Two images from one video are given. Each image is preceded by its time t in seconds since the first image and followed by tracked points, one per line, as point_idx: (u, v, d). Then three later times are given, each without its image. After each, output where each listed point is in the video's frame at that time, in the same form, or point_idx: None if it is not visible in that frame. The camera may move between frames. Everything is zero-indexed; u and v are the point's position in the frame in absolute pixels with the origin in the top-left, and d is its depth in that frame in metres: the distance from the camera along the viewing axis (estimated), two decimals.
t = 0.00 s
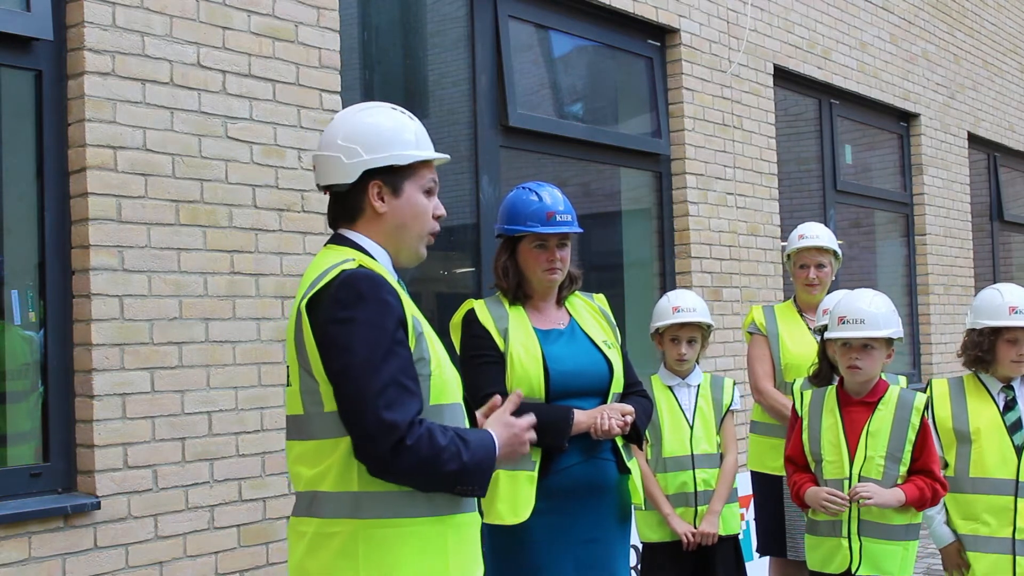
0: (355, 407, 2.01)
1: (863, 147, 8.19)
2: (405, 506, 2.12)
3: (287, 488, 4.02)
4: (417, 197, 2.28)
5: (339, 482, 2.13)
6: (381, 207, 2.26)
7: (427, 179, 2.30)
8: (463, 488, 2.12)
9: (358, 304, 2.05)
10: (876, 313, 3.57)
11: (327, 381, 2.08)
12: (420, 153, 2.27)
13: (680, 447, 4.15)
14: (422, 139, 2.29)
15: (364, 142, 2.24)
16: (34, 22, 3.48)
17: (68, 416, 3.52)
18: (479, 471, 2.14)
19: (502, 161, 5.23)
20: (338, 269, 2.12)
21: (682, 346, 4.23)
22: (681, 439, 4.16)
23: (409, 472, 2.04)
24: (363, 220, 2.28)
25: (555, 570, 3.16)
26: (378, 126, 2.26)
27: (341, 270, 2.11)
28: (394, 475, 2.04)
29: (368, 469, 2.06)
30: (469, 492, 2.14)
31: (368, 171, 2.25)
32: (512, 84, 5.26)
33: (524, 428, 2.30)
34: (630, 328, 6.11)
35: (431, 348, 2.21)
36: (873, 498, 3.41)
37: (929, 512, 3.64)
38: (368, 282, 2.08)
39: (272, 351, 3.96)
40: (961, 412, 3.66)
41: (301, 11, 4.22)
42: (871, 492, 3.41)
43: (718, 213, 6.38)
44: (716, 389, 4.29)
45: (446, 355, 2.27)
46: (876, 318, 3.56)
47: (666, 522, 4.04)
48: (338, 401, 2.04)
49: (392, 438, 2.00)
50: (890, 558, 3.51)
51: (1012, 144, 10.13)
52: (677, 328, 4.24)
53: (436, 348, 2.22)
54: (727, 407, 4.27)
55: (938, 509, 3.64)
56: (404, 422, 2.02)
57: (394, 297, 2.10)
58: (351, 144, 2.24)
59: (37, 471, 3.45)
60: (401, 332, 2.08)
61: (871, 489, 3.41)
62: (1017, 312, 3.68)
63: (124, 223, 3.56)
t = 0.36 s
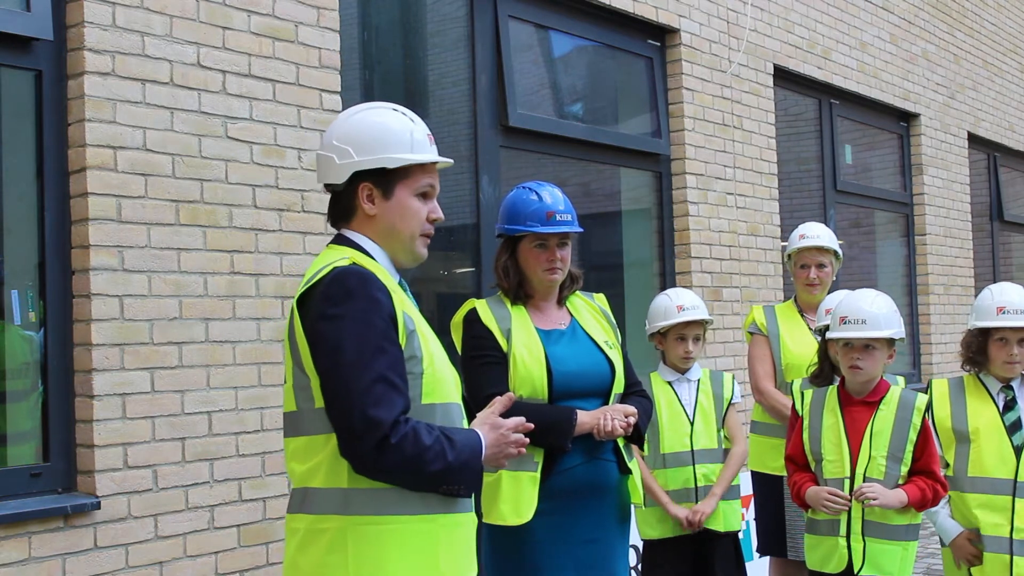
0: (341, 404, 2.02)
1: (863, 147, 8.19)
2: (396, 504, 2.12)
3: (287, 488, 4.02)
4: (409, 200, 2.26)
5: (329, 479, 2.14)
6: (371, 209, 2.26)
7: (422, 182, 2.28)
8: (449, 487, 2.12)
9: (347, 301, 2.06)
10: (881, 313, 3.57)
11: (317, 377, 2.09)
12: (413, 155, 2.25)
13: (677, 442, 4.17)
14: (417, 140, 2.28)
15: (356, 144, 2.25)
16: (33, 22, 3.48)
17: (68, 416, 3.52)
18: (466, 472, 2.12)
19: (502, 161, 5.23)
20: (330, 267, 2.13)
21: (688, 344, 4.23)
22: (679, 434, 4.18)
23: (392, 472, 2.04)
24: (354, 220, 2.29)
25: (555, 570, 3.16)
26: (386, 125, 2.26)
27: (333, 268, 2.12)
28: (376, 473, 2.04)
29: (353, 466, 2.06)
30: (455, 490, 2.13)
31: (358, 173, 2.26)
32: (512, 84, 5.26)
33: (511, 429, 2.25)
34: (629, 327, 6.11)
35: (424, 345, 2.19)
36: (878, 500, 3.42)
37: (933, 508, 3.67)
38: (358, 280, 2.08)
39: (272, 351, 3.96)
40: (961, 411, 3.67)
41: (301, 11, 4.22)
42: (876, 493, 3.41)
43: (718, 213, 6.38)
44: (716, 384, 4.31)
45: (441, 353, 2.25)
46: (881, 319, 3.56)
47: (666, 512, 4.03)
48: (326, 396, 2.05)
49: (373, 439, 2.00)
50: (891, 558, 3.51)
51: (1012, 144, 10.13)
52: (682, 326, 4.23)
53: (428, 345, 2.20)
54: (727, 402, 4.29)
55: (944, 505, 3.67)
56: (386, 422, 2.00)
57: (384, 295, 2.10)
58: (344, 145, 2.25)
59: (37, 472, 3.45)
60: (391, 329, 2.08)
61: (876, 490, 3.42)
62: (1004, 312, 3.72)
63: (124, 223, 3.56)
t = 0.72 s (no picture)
0: (329, 407, 2.02)
1: (863, 147, 8.19)
2: (388, 504, 2.11)
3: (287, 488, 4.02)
4: (400, 200, 2.26)
5: (321, 480, 2.14)
6: (362, 209, 2.27)
7: (414, 182, 2.28)
8: (441, 487, 2.12)
9: (333, 303, 2.06)
10: (881, 314, 3.58)
11: (306, 380, 2.09)
12: (404, 155, 2.25)
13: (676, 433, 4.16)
14: (408, 139, 2.27)
15: (346, 144, 2.25)
16: (33, 22, 3.48)
17: (68, 416, 3.52)
18: (457, 471, 2.12)
19: (502, 161, 5.23)
20: (318, 269, 2.13)
21: (686, 342, 4.22)
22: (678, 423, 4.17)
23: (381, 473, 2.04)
24: (346, 221, 2.30)
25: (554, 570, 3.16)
26: (376, 124, 2.27)
27: (321, 270, 2.12)
28: (367, 475, 2.04)
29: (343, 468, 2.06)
30: (448, 490, 2.13)
31: (349, 173, 2.26)
32: (512, 84, 5.26)
33: (508, 428, 2.25)
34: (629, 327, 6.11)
35: (414, 344, 2.19)
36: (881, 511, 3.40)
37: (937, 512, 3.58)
38: (345, 282, 2.08)
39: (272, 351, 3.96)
40: (960, 411, 3.67)
41: (301, 11, 4.22)
42: (878, 502, 3.40)
43: (718, 213, 6.38)
44: (714, 375, 4.30)
45: (434, 352, 2.25)
46: (881, 319, 3.57)
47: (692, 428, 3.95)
48: (314, 400, 2.05)
49: (361, 441, 2.00)
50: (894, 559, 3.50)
51: (1012, 144, 10.13)
52: (680, 323, 4.23)
53: (419, 344, 2.19)
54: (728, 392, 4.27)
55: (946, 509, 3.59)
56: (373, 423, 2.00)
57: (372, 296, 2.10)
58: (335, 146, 2.26)
59: (37, 471, 3.45)
60: (379, 330, 2.08)
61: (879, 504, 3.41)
62: (993, 311, 3.71)
63: (124, 223, 3.56)
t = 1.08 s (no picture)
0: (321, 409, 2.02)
1: (863, 147, 8.19)
2: (382, 506, 2.11)
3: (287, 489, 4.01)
4: (398, 200, 2.26)
5: (314, 481, 2.14)
6: (360, 209, 2.26)
7: (411, 182, 2.28)
8: (434, 490, 2.12)
9: (325, 306, 2.06)
10: (880, 313, 3.58)
11: (299, 382, 2.09)
12: (402, 155, 2.25)
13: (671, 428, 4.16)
14: (405, 139, 2.27)
15: (343, 143, 2.25)
16: (33, 22, 3.48)
17: (68, 415, 3.52)
18: (449, 474, 2.12)
19: (502, 162, 5.23)
20: (312, 271, 2.13)
21: (682, 345, 4.25)
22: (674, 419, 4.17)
23: (373, 476, 2.03)
24: (343, 220, 2.29)
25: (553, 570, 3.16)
26: (375, 125, 2.26)
27: (314, 272, 2.12)
28: (359, 477, 2.04)
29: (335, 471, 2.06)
30: (440, 493, 2.13)
31: (346, 173, 2.26)
32: (512, 84, 5.26)
33: (503, 429, 2.25)
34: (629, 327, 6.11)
35: (408, 346, 2.18)
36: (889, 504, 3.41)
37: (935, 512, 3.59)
38: (338, 284, 2.08)
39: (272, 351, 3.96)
40: (960, 411, 3.66)
41: (301, 11, 4.22)
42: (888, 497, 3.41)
43: (718, 213, 6.38)
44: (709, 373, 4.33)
45: (428, 353, 2.24)
46: (880, 318, 3.57)
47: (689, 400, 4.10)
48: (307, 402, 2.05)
49: (354, 443, 2.00)
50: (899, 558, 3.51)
51: (1012, 144, 10.13)
52: (677, 327, 4.24)
53: (413, 346, 2.19)
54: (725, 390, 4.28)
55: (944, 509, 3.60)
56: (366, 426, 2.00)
57: (365, 298, 2.10)
58: (332, 145, 2.26)
59: (37, 471, 3.44)
60: (372, 332, 2.08)
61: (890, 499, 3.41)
62: (980, 313, 3.73)
63: (124, 223, 3.56)
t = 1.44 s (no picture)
0: (320, 410, 2.02)
1: (863, 147, 8.19)
2: (382, 506, 2.11)
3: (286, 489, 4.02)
4: (398, 199, 2.26)
5: (314, 482, 2.14)
6: (360, 209, 2.26)
7: (410, 182, 2.28)
8: (433, 489, 2.12)
9: (325, 306, 2.06)
10: (880, 314, 3.58)
11: (298, 382, 2.09)
12: (401, 155, 2.25)
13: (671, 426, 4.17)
14: (404, 139, 2.28)
15: (343, 144, 2.25)
16: (34, 22, 3.48)
17: (68, 415, 3.52)
18: (448, 473, 2.12)
19: (502, 161, 5.23)
20: (311, 271, 2.13)
21: (681, 347, 4.24)
22: (673, 418, 4.17)
23: (373, 475, 2.04)
24: (342, 220, 2.29)
25: (553, 568, 3.16)
26: (374, 124, 2.26)
27: (314, 272, 2.12)
28: (358, 477, 2.04)
29: (335, 470, 2.06)
30: (440, 493, 2.13)
31: (346, 174, 2.25)
32: (512, 84, 5.26)
33: (500, 425, 2.25)
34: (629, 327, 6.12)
35: (408, 346, 2.19)
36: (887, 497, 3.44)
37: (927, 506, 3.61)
38: (338, 285, 2.08)
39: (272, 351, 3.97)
40: (960, 411, 3.64)
41: (301, 11, 4.22)
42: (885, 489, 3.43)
43: (718, 213, 6.39)
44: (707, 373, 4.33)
45: (427, 353, 2.24)
46: (880, 318, 3.57)
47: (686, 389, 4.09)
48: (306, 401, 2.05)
49: (354, 443, 2.00)
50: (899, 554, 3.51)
51: (1012, 144, 10.13)
52: (676, 329, 4.24)
53: (412, 346, 2.19)
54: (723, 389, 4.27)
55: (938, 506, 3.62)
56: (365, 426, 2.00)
57: (364, 298, 2.10)
58: (331, 146, 2.25)
59: (37, 471, 3.45)
60: (371, 332, 2.08)
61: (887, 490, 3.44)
62: (975, 331, 3.66)
63: (124, 223, 3.57)
